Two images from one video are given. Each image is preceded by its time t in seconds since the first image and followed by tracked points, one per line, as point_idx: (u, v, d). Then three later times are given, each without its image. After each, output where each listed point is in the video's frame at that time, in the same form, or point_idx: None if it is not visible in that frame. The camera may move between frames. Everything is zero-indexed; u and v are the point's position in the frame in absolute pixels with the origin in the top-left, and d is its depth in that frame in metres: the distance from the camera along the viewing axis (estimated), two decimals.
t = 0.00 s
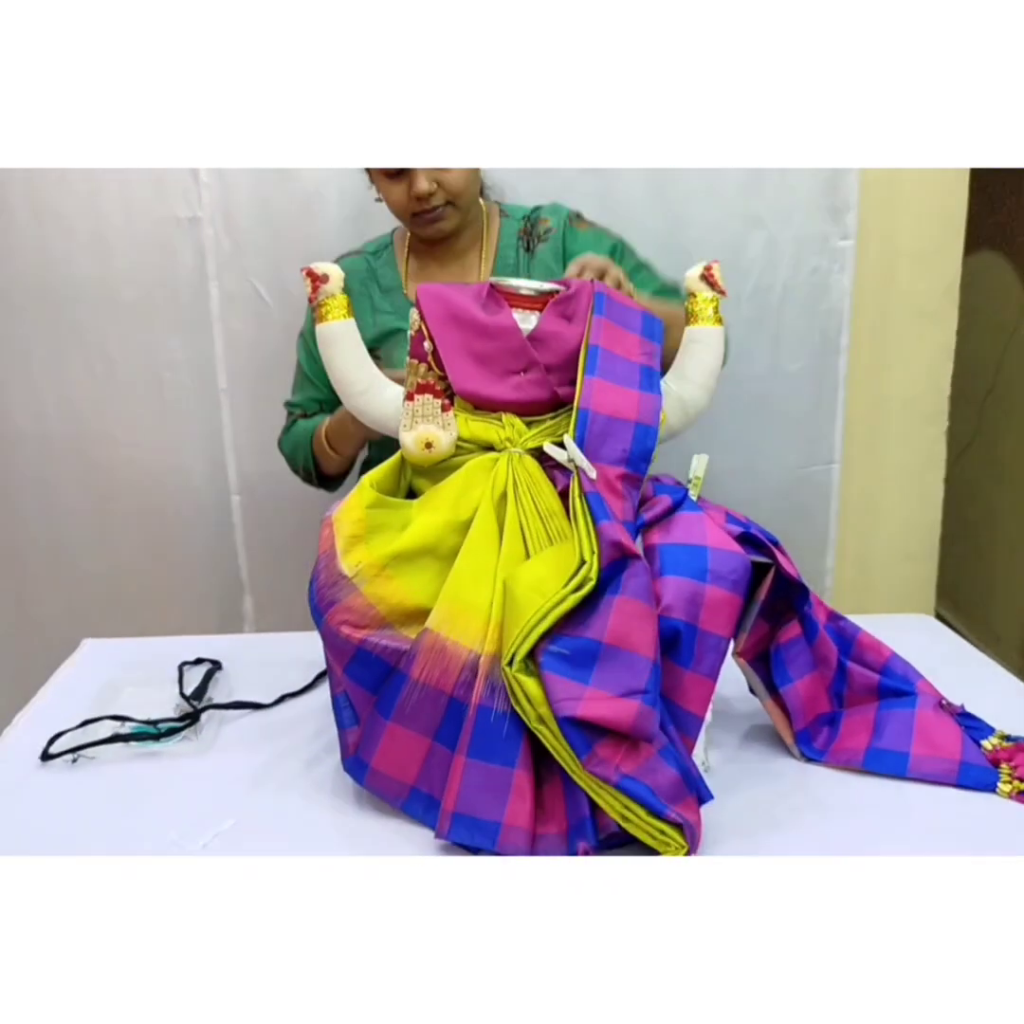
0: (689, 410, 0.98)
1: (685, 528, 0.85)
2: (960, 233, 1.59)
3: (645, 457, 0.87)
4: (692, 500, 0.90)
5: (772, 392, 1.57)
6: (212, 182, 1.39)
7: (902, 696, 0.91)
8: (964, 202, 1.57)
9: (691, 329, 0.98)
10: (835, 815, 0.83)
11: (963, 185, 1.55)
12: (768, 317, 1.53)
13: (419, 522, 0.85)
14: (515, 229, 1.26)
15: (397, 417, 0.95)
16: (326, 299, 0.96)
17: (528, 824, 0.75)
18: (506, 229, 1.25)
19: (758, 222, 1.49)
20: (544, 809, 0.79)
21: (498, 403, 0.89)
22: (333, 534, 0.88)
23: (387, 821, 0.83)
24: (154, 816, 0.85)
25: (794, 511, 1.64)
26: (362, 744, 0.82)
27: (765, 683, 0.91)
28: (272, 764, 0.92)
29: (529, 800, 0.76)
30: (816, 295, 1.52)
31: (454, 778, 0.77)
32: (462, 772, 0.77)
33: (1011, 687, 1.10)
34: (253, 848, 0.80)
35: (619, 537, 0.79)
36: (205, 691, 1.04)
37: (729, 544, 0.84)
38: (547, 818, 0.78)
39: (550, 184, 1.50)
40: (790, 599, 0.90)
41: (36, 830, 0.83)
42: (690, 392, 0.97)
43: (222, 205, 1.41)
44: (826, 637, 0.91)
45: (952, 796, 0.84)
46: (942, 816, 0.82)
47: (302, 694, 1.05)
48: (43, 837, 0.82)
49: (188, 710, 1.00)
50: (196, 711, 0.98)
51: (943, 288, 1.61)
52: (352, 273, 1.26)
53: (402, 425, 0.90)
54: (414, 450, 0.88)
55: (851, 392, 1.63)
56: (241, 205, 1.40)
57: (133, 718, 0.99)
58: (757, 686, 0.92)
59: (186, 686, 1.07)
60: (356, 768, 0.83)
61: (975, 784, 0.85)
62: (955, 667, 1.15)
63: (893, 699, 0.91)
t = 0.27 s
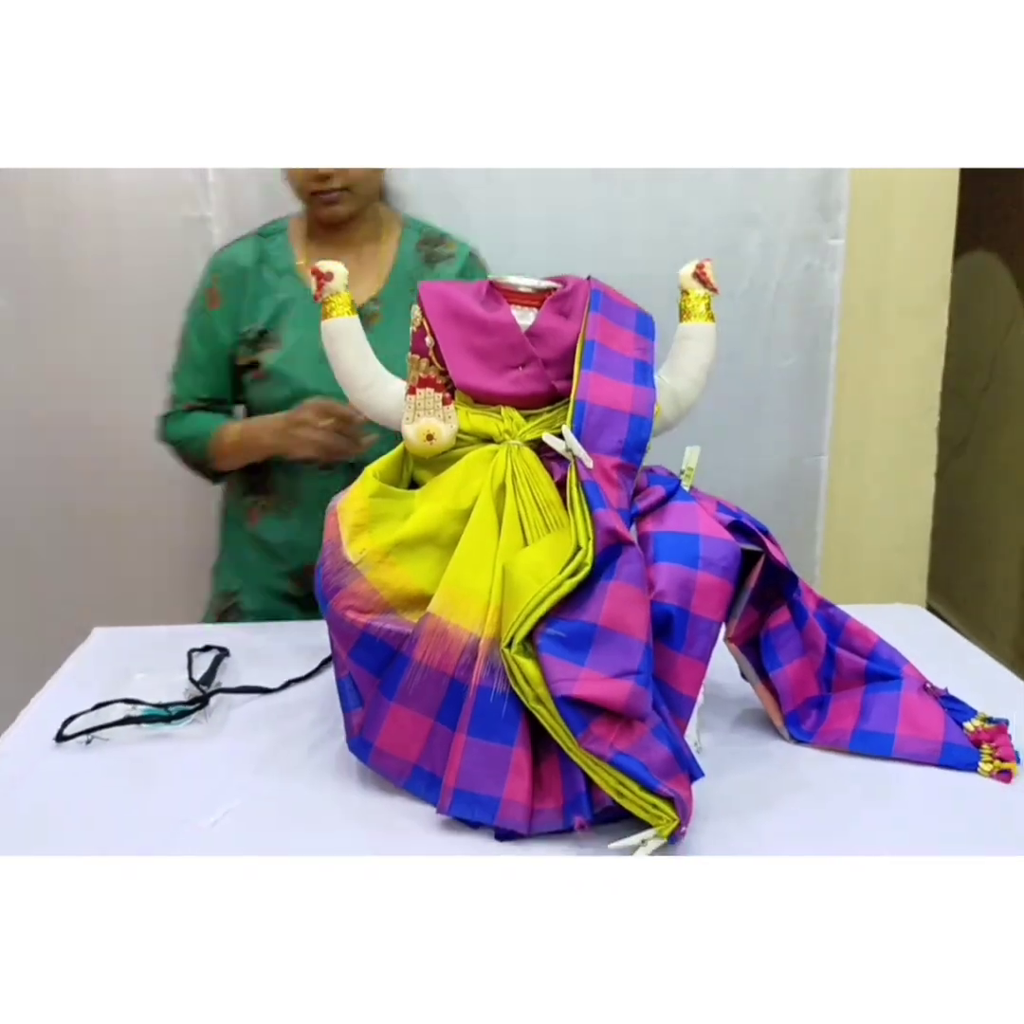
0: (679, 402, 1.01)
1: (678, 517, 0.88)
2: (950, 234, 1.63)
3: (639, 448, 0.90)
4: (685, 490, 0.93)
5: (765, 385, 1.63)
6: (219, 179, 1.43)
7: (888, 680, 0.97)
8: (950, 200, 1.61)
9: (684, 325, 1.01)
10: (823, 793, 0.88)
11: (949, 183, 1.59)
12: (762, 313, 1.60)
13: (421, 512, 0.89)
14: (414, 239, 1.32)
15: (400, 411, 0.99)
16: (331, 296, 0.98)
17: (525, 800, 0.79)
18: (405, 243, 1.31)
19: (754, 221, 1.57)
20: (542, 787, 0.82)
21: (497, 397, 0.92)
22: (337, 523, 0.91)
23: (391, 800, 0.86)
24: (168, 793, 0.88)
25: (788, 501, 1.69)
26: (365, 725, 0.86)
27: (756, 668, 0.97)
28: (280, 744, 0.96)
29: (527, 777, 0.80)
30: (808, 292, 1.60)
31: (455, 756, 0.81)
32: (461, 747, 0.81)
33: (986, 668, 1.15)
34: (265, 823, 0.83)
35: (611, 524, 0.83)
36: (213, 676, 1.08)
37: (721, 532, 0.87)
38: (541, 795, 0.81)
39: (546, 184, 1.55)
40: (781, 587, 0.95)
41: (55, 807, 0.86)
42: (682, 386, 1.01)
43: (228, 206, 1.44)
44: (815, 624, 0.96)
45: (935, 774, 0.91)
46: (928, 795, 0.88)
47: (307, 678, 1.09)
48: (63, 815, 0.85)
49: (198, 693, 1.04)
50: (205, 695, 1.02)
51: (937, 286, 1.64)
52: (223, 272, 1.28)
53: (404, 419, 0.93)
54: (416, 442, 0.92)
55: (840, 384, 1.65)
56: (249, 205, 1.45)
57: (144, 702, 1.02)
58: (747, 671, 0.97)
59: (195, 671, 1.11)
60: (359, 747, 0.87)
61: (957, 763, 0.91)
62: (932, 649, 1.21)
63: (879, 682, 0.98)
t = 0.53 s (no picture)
0: (683, 408, 1.02)
1: (681, 522, 0.88)
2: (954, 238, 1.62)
3: (644, 451, 0.91)
4: (688, 495, 0.94)
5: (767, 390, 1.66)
6: (227, 185, 1.54)
7: (887, 686, 0.99)
8: (951, 205, 1.61)
9: (689, 332, 1.03)
10: (823, 797, 0.89)
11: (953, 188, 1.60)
12: (764, 319, 1.63)
13: (427, 511, 0.89)
14: (139, 240, 1.20)
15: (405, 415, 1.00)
16: (339, 299, 1.00)
17: (526, 798, 0.80)
18: (128, 240, 1.20)
19: (754, 230, 1.60)
20: (544, 787, 0.83)
21: (503, 401, 0.94)
22: (344, 523, 0.92)
23: (393, 799, 0.87)
24: (172, 790, 0.89)
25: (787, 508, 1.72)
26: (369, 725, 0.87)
27: (757, 673, 0.99)
28: (284, 743, 0.96)
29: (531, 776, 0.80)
30: (806, 299, 1.63)
31: (458, 755, 0.82)
32: (464, 746, 0.82)
33: (983, 674, 1.17)
34: (269, 821, 0.84)
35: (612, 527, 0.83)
36: (217, 676, 1.09)
37: (723, 537, 0.87)
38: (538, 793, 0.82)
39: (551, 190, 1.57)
40: (782, 593, 0.97)
41: (62, 802, 0.87)
42: (688, 392, 1.02)
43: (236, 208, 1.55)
44: (815, 631, 0.97)
45: (935, 780, 0.92)
46: (928, 798, 0.89)
47: (311, 679, 1.10)
48: (68, 810, 0.86)
49: (202, 692, 1.05)
50: (210, 693, 1.03)
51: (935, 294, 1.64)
52: None
53: (410, 421, 0.95)
54: (422, 444, 0.93)
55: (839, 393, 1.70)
56: (258, 209, 1.55)
57: (149, 700, 1.03)
58: (749, 675, 0.99)
59: (200, 670, 1.12)
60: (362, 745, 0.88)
61: (956, 768, 0.93)
62: (929, 655, 1.22)
63: (878, 688, 0.99)
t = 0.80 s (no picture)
0: (684, 411, 1.02)
1: (681, 525, 0.88)
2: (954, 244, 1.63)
3: (645, 453, 0.91)
4: (689, 497, 0.94)
5: (768, 392, 1.67)
6: (228, 186, 1.54)
7: (888, 689, 0.99)
8: (952, 211, 1.62)
9: (691, 334, 1.03)
10: (823, 800, 0.89)
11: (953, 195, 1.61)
12: (764, 322, 1.64)
13: (426, 514, 0.90)
14: None
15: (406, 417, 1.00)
16: (340, 301, 0.99)
17: (525, 800, 0.80)
18: None
19: (753, 234, 1.60)
20: (543, 789, 0.83)
21: (504, 403, 0.94)
22: (345, 524, 0.92)
23: (393, 800, 0.87)
24: (172, 790, 0.89)
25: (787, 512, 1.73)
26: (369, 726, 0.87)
27: (757, 675, 0.99)
28: (284, 744, 0.97)
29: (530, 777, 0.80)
30: (807, 303, 1.63)
31: (458, 757, 0.82)
32: (463, 748, 0.82)
33: (982, 676, 1.17)
34: (268, 822, 0.84)
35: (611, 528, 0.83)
36: (218, 677, 1.09)
37: (724, 541, 0.87)
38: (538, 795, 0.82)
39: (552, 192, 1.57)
40: (783, 596, 0.97)
41: (62, 803, 0.88)
42: (689, 395, 1.02)
43: (237, 209, 1.55)
44: (816, 634, 0.97)
45: (934, 783, 0.92)
46: (928, 802, 0.89)
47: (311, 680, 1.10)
48: (68, 811, 0.86)
49: (202, 694, 1.05)
50: (209, 695, 1.03)
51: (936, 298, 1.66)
52: None
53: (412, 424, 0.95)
54: (423, 447, 0.93)
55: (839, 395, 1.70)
56: (259, 210, 1.56)
57: (149, 701, 1.04)
58: (750, 677, 0.99)
59: (200, 671, 1.12)
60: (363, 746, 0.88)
61: (957, 772, 0.92)
62: (929, 657, 1.23)
63: (878, 692, 0.99)
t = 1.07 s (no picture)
0: (684, 412, 1.03)
1: (681, 525, 0.89)
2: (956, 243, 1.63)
3: (645, 455, 0.91)
4: (688, 498, 0.95)
5: (768, 392, 1.67)
6: (230, 188, 1.55)
7: (888, 689, 1.00)
8: (956, 208, 1.61)
9: (691, 335, 1.04)
10: (823, 800, 0.89)
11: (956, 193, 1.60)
12: (763, 323, 1.64)
13: (427, 514, 0.90)
14: None
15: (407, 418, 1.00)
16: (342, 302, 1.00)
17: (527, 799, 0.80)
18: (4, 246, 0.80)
19: (753, 236, 1.60)
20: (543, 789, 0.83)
21: (504, 404, 0.94)
22: (345, 525, 0.93)
23: (394, 801, 0.87)
24: (173, 791, 0.89)
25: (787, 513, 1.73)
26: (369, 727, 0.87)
27: (757, 674, 0.99)
28: (284, 745, 0.97)
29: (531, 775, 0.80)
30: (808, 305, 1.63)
31: (458, 758, 0.82)
32: (464, 748, 0.82)
33: (981, 677, 1.17)
34: (269, 823, 0.84)
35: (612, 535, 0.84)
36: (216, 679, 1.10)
37: (724, 542, 0.88)
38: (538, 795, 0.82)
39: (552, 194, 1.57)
40: (783, 596, 0.97)
41: (65, 802, 0.88)
42: (689, 395, 1.02)
43: (238, 211, 1.56)
44: (815, 634, 0.97)
45: (935, 783, 0.93)
46: (929, 802, 0.90)
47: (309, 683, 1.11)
48: (71, 810, 0.87)
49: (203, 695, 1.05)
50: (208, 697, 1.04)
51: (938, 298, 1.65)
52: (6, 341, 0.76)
53: (413, 425, 0.95)
54: (424, 447, 0.93)
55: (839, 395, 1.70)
56: (261, 212, 1.56)
57: (148, 703, 1.04)
58: (749, 677, 0.99)
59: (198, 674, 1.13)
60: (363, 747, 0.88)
61: (958, 772, 0.93)
62: (928, 658, 1.23)
63: (879, 692, 0.99)
